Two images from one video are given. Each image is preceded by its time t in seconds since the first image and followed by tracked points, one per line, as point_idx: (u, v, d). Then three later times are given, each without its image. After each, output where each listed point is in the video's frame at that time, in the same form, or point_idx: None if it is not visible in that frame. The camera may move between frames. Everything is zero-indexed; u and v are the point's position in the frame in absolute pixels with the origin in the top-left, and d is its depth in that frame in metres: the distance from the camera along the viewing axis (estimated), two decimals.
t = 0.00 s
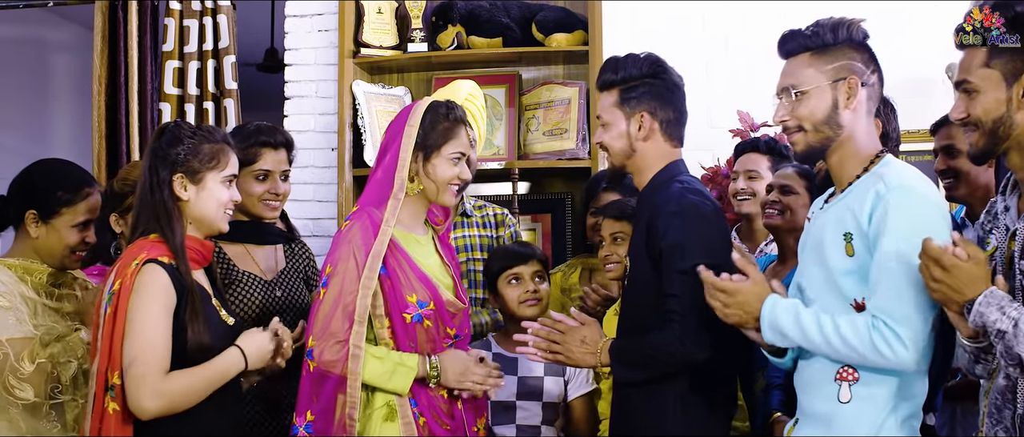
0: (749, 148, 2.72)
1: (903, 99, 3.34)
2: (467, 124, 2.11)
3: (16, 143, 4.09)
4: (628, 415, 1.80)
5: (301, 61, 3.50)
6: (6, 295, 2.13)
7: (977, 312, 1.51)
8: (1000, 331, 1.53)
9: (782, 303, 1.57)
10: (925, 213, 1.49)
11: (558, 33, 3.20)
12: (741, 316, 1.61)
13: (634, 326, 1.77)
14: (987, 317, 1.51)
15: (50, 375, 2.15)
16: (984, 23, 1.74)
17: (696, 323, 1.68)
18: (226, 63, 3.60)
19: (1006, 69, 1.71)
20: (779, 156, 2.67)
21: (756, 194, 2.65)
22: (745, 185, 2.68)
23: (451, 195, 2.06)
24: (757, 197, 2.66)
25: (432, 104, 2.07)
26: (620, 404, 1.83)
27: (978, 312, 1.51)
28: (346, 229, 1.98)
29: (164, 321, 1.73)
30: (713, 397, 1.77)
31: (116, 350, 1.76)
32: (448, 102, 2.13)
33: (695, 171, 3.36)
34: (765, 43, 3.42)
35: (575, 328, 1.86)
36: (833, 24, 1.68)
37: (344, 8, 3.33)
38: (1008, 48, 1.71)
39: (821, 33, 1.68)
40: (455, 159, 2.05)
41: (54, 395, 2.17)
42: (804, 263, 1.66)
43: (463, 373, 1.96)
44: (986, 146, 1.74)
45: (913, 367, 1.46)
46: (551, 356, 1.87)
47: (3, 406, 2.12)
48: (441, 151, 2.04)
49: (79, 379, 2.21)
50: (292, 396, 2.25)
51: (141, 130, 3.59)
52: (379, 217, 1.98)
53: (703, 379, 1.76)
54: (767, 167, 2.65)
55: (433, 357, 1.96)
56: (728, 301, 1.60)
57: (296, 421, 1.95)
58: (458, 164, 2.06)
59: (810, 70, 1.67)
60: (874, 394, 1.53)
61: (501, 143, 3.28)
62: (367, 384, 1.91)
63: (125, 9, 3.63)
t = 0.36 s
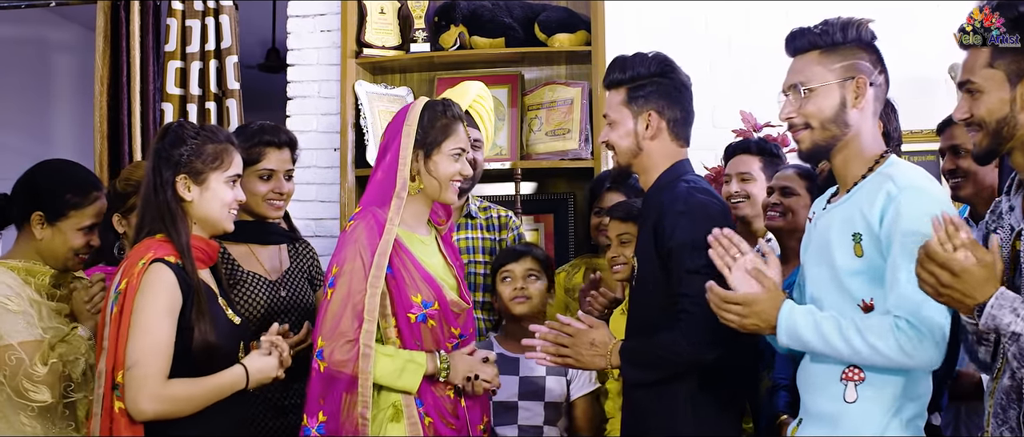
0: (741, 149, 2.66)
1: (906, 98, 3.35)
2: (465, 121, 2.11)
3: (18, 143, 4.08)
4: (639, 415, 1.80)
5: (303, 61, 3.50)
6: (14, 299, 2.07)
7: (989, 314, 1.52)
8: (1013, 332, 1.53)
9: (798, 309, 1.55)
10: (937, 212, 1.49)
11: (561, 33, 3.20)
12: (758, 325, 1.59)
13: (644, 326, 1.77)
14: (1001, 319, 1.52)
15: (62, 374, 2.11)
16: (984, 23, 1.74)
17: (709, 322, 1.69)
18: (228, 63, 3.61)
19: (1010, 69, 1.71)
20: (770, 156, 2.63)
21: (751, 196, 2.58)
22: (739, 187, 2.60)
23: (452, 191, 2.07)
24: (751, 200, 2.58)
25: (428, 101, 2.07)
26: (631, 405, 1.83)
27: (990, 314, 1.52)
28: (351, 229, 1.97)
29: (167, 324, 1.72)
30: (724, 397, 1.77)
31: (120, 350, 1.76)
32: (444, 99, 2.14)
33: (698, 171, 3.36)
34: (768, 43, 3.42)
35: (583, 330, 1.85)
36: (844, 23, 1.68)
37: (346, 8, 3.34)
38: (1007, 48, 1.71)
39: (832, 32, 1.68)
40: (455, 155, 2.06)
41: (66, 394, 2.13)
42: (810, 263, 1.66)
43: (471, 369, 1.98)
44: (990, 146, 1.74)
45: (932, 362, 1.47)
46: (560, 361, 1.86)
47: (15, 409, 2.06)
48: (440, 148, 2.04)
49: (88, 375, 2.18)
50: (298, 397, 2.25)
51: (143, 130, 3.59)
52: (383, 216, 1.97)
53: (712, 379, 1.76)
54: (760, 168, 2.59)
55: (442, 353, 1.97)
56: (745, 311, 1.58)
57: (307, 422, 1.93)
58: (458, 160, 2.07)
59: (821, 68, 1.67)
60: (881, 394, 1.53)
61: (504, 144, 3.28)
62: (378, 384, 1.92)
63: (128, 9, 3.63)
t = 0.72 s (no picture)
0: (736, 153, 2.66)
1: (908, 98, 3.35)
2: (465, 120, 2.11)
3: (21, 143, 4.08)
4: (652, 417, 1.79)
5: (306, 61, 3.50)
6: (26, 303, 2.04)
7: (991, 313, 1.52)
8: (1014, 331, 1.54)
9: (798, 308, 1.56)
10: (939, 213, 1.49)
11: (563, 33, 3.20)
12: (757, 322, 1.60)
13: (655, 327, 1.77)
14: (1002, 318, 1.52)
15: (75, 378, 2.09)
16: (984, 23, 1.75)
17: (720, 322, 1.69)
18: (230, 63, 3.60)
19: (1014, 69, 1.71)
20: (766, 159, 2.62)
21: (748, 200, 2.57)
22: (736, 190, 2.59)
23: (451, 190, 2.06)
24: (749, 203, 2.58)
25: (427, 101, 2.07)
26: (643, 409, 1.82)
27: (992, 313, 1.52)
28: (351, 230, 1.97)
29: (168, 326, 1.72)
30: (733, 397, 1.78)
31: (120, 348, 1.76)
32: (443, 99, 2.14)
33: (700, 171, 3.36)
34: (771, 43, 3.42)
35: (591, 334, 1.85)
36: (851, 23, 1.68)
37: (348, 8, 3.34)
38: (1007, 48, 1.72)
39: (839, 31, 1.69)
40: (456, 154, 2.05)
41: (81, 397, 2.13)
42: (814, 262, 1.65)
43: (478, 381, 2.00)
44: (995, 146, 1.75)
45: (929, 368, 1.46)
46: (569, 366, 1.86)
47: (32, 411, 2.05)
48: (439, 147, 2.04)
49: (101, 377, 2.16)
50: (301, 398, 2.24)
51: (146, 130, 3.59)
52: (383, 216, 1.97)
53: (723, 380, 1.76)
54: (757, 170, 2.58)
55: (453, 362, 1.98)
56: (745, 307, 1.59)
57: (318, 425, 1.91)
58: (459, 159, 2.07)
59: (828, 68, 1.67)
60: (885, 395, 1.53)
61: (506, 143, 3.28)
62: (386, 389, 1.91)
63: (129, 10, 3.62)
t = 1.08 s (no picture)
0: (731, 152, 2.64)
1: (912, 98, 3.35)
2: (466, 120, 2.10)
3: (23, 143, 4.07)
4: (666, 418, 1.79)
5: (309, 61, 3.50)
6: (38, 304, 2.03)
7: (1000, 318, 1.52)
8: None
9: (804, 307, 1.55)
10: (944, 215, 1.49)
11: (566, 33, 3.20)
12: (762, 318, 1.59)
13: (667, 328, 1.76)
14: (1012, 323, 1.52)
15: (87, 377, 2.10)
16: (984, 23, 1.76)
17: (728, 322, 1.68)
18: (232, 63, 3.60)
19: (1019, 69, 1.71)
20: (761, 157, 2.62)
21: (745, 198, 2.55)
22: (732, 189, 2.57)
23: (450, 191, 2.05)
24: (747, 202, 2.56)
25: (427, 101, 2.07)
26: (658, 411, 1.81)
27: (1000, 318, 1.52)
28: (352, 231, 1.97)
29: (171, 330, 1.72)
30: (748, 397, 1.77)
31: (122, 350, 1.76)
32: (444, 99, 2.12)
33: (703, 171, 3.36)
34: (774, 43, 3.42)
35: (599, 340, 1.86)
36: (855, 23, 1.68)
37: (351, 8, 3.34)
38: (1006, 48, 1.72)
39: (840, 30, 1.69)
40: (452, 155, 2.04)
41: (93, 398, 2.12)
42: (822, 262, 1.66)
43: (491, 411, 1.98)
44: (1000, 146, 1.75)
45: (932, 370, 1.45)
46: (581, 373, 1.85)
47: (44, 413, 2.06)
48: (435, 148, 2.03)
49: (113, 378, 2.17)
50: (305, 398, 2.24)
51: (149, 130, 3.58)
52: (384, 218, 1.97)
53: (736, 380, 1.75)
54: (753, 168, 2.58)
55: (468, 385, 1.96)
56: (750, 305, 1.57)
57: (333, 427, 1.91)
58: (456, 159, 2.05)
59: (828, 67, 1.67)
60: (889, 396, 1.53)
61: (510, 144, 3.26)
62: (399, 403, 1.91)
63: (132, 10, 3.62)
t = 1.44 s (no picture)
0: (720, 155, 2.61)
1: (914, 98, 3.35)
2: (466, 119, 2.10)
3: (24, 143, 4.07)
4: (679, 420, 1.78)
5: (311, 60, 3.50)
6: (42, 305, 2.03)
7: (1002, 317, 1.54)
8: None
9: (810, 312, 1.56)
10: (947, 214, 1.48)
11: (569, 32, 3.19)
12: (768, 323, 1.59)
13: (676, 329, 1.77)
14: (1013, 321, 1.55)
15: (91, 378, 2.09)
16: (985, 24, 1.78)
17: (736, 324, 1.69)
18: (234, 62, 3.59)
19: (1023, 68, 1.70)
20: (750, 158, 2.59)
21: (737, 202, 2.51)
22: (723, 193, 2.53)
23: (450, 192, 2.05)
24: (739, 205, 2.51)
25: (428, 101, 2.07)
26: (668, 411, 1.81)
27: (1003, 316, 1.54)
28: (353, 232, 1.98)
29: (173, 330, 1.72)
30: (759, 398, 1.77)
31: (125, 351, 1.76)
32: (445, 99, 2.12)
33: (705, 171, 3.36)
34: (776, 42, 3.42)
35: (606, 345, 1.86)
36: (858, 22, 1.68)
37: (353, 8, 3.33)
38: (1005, 48, 1.73)
39: (842, 29, 1.69)
40: (450, 155, 2.03)
41: (96, 398, 2.12)
42: (828, 262, 1.65)
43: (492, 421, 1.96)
44: (1005, 146, 1.74)
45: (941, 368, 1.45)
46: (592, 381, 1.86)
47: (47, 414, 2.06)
48: (434, 147, 2.03)
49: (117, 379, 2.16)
50: (310, 397, 2.24)
51: (151, 130, 3.58)
52: (384, 217, 1.98)
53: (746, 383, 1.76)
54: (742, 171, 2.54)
55: (468, 395, 1.94)
56: (756, 309, 1.58)
57: (342, 428, 1.93)
58: (455, 159, 2.05)
59: (829, 68, 1.67)
60: (894, 396, 1.53)
61: (511, 142, 3.25)
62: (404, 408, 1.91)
63: (133, 9, 3.61)
